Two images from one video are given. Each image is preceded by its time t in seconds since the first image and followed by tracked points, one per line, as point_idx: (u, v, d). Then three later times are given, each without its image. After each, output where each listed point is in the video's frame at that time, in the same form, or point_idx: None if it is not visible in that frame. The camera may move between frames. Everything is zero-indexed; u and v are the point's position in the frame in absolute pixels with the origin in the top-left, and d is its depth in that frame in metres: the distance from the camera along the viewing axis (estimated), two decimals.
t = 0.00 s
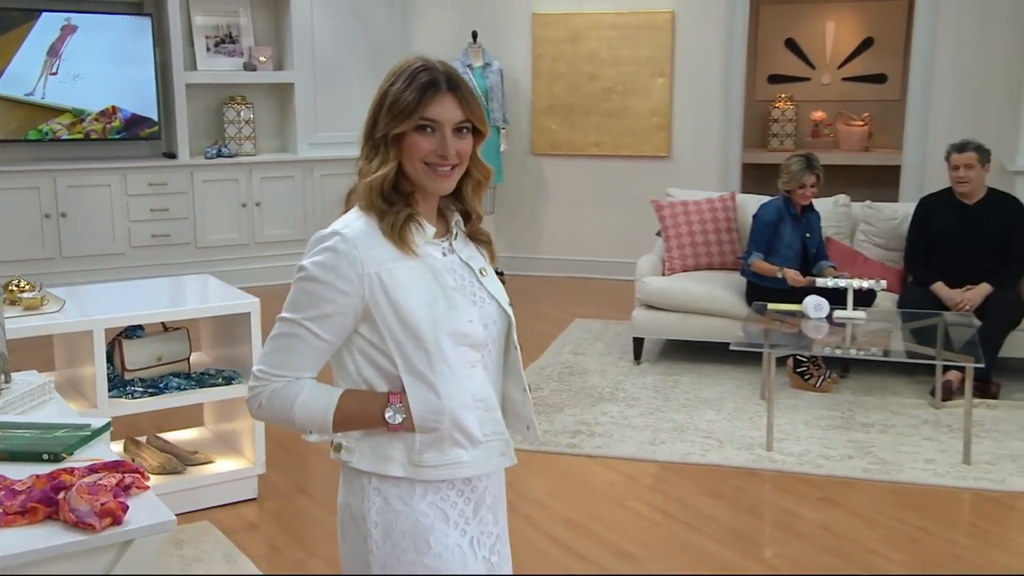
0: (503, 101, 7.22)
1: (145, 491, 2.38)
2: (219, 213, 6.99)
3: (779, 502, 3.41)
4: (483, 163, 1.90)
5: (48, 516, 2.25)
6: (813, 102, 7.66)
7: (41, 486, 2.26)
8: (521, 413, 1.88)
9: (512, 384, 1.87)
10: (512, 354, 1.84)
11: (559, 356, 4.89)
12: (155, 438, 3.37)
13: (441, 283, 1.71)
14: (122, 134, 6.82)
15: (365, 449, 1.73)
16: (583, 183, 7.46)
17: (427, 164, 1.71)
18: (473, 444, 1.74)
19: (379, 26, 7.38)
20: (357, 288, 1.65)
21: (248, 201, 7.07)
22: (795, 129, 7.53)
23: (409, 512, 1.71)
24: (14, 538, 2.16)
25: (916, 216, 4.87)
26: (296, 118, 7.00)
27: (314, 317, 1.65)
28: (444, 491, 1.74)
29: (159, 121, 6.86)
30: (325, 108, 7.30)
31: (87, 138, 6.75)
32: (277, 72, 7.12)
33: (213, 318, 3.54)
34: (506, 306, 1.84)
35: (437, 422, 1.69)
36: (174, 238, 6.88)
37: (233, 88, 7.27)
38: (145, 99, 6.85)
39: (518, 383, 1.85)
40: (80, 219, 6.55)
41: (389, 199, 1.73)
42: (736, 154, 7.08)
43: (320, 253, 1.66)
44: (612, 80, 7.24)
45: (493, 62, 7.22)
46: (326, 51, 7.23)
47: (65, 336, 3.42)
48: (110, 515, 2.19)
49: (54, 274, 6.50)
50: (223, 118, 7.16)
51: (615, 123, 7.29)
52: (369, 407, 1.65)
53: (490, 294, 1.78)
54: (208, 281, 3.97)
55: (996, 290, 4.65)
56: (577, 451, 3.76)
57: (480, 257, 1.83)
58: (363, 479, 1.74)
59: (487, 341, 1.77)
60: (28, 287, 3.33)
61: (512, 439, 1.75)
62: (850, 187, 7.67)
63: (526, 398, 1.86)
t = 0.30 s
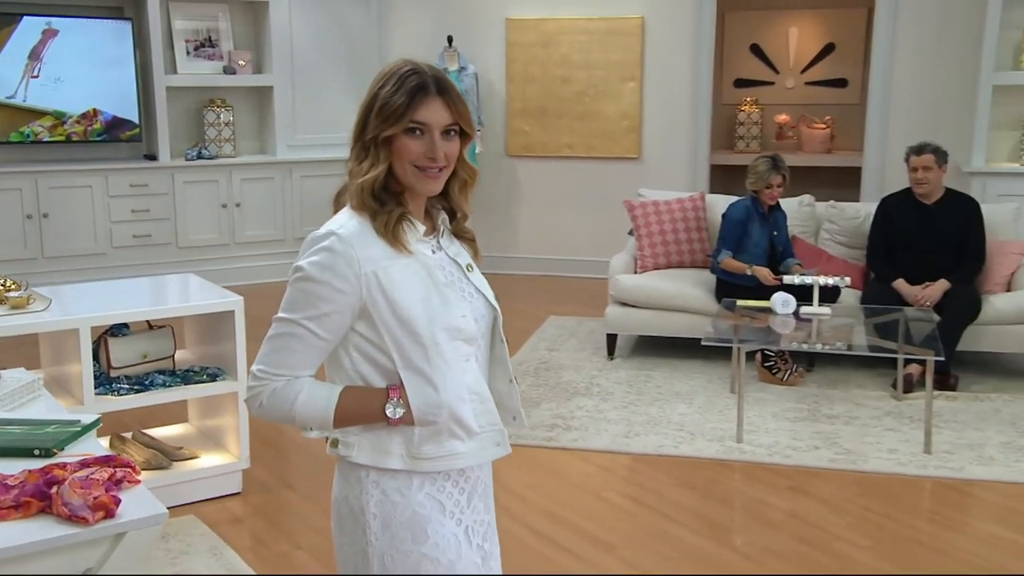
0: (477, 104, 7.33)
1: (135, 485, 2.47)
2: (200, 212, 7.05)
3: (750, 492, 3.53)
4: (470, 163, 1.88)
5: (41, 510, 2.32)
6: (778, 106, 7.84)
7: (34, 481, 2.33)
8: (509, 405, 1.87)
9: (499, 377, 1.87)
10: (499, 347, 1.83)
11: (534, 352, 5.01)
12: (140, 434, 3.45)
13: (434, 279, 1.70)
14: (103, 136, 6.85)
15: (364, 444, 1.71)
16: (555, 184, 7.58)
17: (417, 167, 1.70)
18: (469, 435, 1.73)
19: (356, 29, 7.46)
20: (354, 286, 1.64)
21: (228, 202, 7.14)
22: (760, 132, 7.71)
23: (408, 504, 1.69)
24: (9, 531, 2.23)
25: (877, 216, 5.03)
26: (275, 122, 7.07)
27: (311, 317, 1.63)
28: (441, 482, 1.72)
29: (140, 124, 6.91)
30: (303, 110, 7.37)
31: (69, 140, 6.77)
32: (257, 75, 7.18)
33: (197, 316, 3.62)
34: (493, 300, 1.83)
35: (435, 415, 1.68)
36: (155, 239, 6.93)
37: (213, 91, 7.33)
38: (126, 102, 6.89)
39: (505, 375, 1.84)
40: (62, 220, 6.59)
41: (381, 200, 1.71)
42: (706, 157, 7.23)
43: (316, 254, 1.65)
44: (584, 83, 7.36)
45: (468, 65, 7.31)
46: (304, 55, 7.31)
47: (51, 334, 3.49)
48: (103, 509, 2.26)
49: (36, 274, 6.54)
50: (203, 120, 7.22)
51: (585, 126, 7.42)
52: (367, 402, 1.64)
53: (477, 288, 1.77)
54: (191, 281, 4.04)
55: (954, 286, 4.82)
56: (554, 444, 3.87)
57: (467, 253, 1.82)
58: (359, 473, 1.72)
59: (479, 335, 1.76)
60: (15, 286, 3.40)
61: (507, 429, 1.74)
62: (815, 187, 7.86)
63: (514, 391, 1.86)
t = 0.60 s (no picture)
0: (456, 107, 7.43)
1: (131, 479, 2.55)
2: (185, 213, 7.11)
3: (725, 482, 3.65)
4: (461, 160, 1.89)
5: (38, 503, 2.41)
6: (748, 109, 8.00)
7: (31, 476, 2.41)
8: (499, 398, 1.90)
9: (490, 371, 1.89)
10: (491, 342, 1.85)
11: (514, 349, 5.13)
12: (129, 430, 3.56)
13: (430, 275, 1.72)
14: (88, 138, 6.88)
15: (361, 436, 1.73)
16: (531, 186, 7.69)
17: (411, 167, 1.71)
18: (463, 426, 1.75)
19: (337, 33, 7.55)
20: (352, 282, 1.65)
21: (212, 202, 7.19)
22: (731, 134, 7.88)
23: (403, 494, 1.72)
24: (6, 524, 2.31)
25: (846, 216, 5.17)
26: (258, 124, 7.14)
27: (310, 312, 1.65)
28: (434, 473, 1.75)
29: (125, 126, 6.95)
30: (285, 112, 7.45)
31: (54, 142, 6.80)
32: (240, 78, 7.24)
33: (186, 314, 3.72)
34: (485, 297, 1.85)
35: (431, 407, 1.70)
36: (140, 239, 6.98)
37: (196, 93, 7.39)
38: (110, 105, 6.93)
39: (496, 369, 1.87)
40: (46, 222, 6.62)
41: (376, 198, 1.72)
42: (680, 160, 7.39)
43: (314, 250, 1.66)
44: (560, 87, 7.48)
45: (448, 70, 7.45)
46: (287, 59, 7.40)
47: (41, 332, 3.57)
48: (98, 503, 2.34)
49: (22, 275, 6.57)
50: (187, 123, 7.28)
51: (560, 129, 7.54)
52: (365, 396, 1.65)
53: (471, 285, 1.79)
54: (178, 279, 4.11)
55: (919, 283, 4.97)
56: (535, 438, 3.98)
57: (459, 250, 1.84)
58: (355, 464, 1.74)
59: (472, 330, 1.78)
60: (5, 286, 3.48)
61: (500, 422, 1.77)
62: (784, 188, 8.02)
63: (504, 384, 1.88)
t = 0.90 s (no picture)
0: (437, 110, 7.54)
1: (125, 473, 2.63)
2: (171, 213, 7.17)
3: (701, 473, 3.77)
4: (455, 160, 1.89)
5: (34, 497, 2.48)
6: (721, 112, 8.16)
7: (27, 469, 2.48)
8: (488, 397, 1.89)
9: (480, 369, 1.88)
10: (481, 340, 1.83)
11: (495, 346, 5.25)
12: (119, 426, 3.67)
13: (416, 271, 1.71)
14: (75, 141, 6.91)
15: (345, 427, 1.72)
16: (510, 186, 7.81)
17: (404, 166, 1.72)
18: (446, 421, 1.73)
19: (319, 36, 7.63)
20: (338, 277, 1.65)
21: (198, 203, 7.26)
22: (705, 137, 8.04)
23: (383, 484, 1.70)
24: (4, 517, 2.40)
25: (816, 215, 5.31)
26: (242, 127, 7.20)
27: (298, 305, 1.65)
28: (416, 466, 1.73)
29: (112, 128, 6.99)
30: (268, 115, 7.52)
31: (41, 144, 6.83)
32: (225, 81, 7.30)
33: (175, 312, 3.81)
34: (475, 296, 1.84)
35: (412, 402, 1.68)
36: (127, 240, 7.03)
37: (182, 97, 7.45)
38: (97, 107, 6.97)
39: (485, 368, 1.85)
40: (34, 223, 6.66)
41: (369, 196, 1.73)
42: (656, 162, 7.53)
43: (303, 245, 1.66)
44: (539, 90, 7.59)
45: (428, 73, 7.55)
46: (270, 62, 7.48)
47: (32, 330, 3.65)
48: (94, 496, 2.43)
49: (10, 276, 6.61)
50: (173, 125, 7.34)
51: (539, 131, 7.64)
52: (349, 389, 1.65)
53: (460, 284, 1.79)
54: (167, 278, 4.19)
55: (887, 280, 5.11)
56: (518, 432, 4.09)
57: (452, 249, 1.84)
58: (339, 454, 1.74)
59: (458, 327, 1.77)
60: None
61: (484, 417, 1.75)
62: (757, 188, 8.16)
63: (493, 382, 1.87)
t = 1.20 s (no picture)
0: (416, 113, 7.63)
1: (115, 468, 2.72)
2: (156, 214, 7.23)
3: (676, 465, 3.89)
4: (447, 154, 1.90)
5: (26, 492, 2.55)
6: (693, 114, 8.30)
7: (19, 464, 2.55)
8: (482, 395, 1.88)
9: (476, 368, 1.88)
10: (473, 340, 1.83)
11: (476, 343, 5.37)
12: (107, 422, 3.75)
13: (394, 265, 1.74)
14: (60, 143, 6.94)
15: (323, 415, 1.77)
16: (488, 187, 7.92)
17: (391, 163, 1.74)
18: (418, 415, 1.75)
19: (301, 40, 7.71)
20: (313, 268, 1.70)
21: (182, 204, 7.32)
22: (678, 139, 8.18)
23: (350, 472, 1.74)
24: None
25: (786, 215, 5.44)
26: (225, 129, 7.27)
27: (276, 294, 1.72)
28: (387, 458, 1.75)
29: (97, 130, 7.02)
30: (251, 117, 7.59)
31: (26, 146, 6.85)
32: (209, 85, 7.35)
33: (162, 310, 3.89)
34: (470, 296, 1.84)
35: (380, 393, 1.71)
36: (112, 240, 7.08)
37: (166, 99, 7.50)
38: (82, 109, 7.00)
39: (477, 368, 1.84)
40: (19, 224, 6.69)
41: (358, 193, 1.77)
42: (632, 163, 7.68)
43: (285, 236, 1.73)
44: (516, 93, 7.70)
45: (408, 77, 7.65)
46: (253, 64, 7.53)
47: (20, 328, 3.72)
48: (85, 490, 2.50)
49: None
50: (157, 128, 7.38)
51: (517, 133, 7.76)
52: (319, 377, 1.70)
53: (450, 283, 1.79)
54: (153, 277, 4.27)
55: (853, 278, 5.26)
56: (498, 426, 4.20)
57: (451, 244, 1.85)
58: (318, 439, 1.80)
59: (441, 323, 1.78)
60: None
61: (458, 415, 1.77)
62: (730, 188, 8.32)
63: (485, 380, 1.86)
